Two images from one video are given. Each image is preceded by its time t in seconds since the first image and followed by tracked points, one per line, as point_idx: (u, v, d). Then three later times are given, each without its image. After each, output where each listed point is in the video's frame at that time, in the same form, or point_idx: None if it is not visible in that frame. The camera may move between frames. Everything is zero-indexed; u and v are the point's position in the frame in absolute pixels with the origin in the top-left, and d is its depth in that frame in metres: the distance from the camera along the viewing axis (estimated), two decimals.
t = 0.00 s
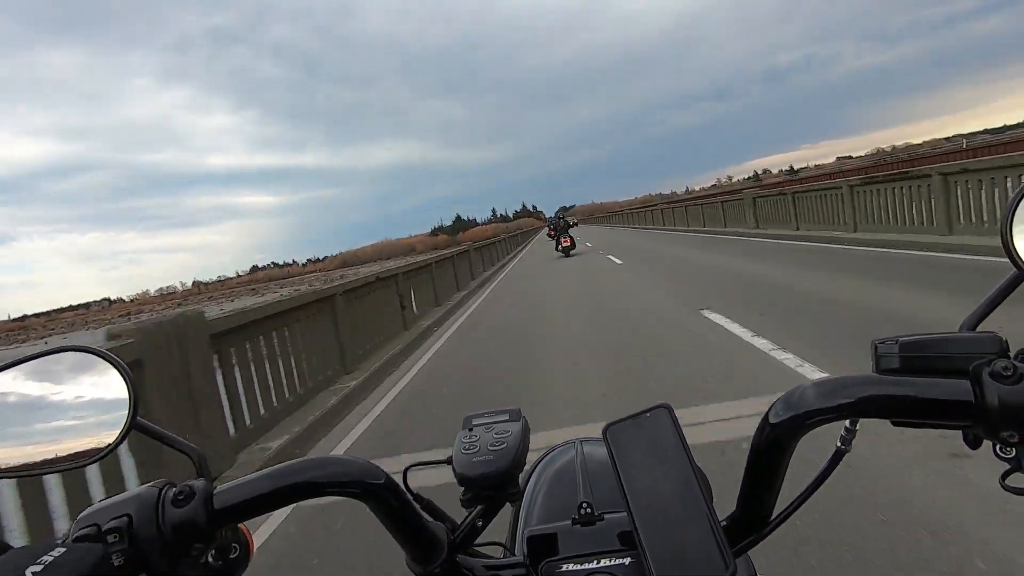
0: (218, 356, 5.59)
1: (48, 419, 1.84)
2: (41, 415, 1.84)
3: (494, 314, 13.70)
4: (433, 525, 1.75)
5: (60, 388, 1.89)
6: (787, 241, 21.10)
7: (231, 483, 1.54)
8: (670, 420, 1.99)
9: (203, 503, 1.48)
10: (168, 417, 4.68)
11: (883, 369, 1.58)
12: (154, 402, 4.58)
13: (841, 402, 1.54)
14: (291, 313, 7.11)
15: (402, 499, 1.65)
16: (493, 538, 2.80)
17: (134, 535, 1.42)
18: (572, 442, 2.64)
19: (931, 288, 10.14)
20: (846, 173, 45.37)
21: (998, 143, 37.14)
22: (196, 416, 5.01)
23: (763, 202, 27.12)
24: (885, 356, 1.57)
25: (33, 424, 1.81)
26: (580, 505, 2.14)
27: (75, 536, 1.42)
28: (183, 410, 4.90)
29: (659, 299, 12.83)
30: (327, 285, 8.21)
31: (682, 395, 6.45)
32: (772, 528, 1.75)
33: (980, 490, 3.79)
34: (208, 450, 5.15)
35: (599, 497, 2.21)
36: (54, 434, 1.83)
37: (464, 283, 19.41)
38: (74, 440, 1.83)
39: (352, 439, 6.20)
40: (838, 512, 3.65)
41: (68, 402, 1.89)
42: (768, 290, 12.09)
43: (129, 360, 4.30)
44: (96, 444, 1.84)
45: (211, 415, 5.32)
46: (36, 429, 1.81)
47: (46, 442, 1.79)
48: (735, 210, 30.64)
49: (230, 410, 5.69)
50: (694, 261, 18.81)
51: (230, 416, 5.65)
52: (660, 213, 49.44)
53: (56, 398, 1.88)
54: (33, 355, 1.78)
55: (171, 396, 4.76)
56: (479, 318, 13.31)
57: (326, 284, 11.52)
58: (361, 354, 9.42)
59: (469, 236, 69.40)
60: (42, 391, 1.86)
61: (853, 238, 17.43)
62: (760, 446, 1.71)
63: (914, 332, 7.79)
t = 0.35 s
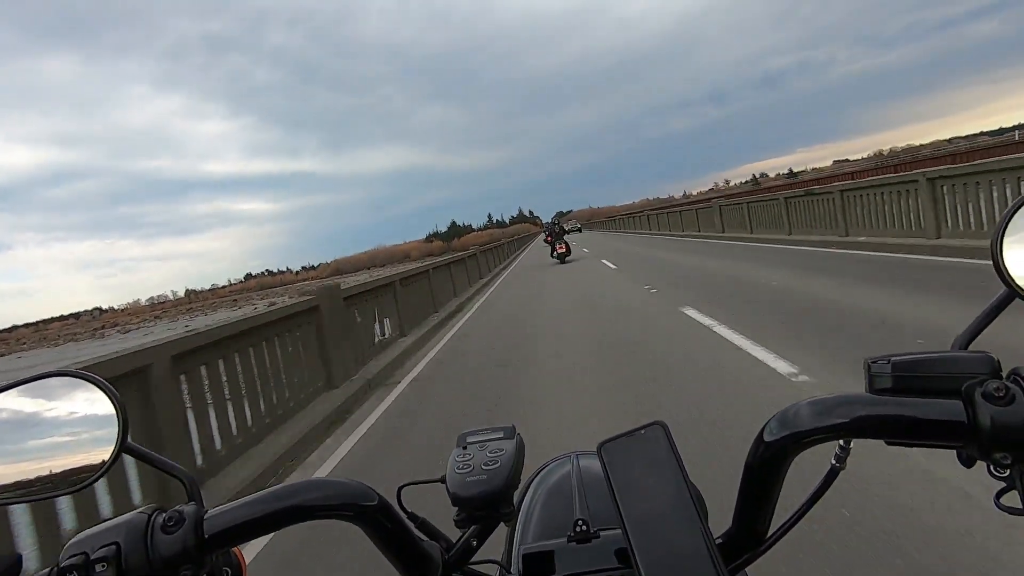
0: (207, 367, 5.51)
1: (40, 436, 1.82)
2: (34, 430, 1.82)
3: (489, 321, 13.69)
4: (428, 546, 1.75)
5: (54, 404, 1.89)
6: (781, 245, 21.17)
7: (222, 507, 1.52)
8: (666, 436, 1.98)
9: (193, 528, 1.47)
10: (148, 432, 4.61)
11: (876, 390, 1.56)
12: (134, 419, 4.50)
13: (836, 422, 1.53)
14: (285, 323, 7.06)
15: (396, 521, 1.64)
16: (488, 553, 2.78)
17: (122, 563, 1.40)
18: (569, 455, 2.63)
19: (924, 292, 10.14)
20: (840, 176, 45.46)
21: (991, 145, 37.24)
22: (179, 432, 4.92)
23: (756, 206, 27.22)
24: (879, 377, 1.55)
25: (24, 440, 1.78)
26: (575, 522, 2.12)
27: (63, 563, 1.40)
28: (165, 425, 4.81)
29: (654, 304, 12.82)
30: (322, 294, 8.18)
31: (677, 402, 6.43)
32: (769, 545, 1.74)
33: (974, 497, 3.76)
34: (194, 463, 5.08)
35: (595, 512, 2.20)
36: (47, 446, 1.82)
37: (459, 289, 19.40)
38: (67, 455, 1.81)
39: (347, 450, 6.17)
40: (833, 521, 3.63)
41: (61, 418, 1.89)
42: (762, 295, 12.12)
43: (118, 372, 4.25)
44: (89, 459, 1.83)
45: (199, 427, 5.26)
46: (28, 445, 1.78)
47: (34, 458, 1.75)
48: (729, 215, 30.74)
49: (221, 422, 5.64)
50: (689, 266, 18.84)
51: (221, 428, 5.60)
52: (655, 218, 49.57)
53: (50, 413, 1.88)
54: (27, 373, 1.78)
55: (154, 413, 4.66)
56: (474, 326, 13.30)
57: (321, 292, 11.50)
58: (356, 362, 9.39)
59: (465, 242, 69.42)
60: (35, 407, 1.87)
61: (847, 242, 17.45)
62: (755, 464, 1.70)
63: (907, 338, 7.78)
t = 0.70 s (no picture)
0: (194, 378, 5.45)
1: (29, 459, 1.80)
2: (24, 453, 1.81)
3: (486, 326, 13.64)
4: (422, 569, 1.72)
5: (43, 426, 1.88)
6: (777, 249, 21.23)
7: (210, 537, 1.50)
8: (665, 452, 1.96)
9: (180, 559, 1.45)
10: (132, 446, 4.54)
11: (877, 405, 1.52)
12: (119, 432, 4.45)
13: (837, 438, 1.51)
14: (277, 330, 7.01)
15: (390, 546, 1.61)
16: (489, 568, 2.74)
17: None
18: (568, 469, 2.60)
19: (921, 295, 10.12)
20: (837, 178, 45.48)
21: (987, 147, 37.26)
22: (167, 444, 4.86)
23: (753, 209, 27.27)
24: (879, 391, 1.52)
25: (12, 465, 1.77)
26: (574, 540, 2.09)
27: None
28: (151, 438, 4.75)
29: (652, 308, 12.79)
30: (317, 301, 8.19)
31: (675, 408, 6.41)
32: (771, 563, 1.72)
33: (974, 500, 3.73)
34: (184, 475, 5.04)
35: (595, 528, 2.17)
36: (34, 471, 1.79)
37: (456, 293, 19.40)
38: (56, 479, 1.78)
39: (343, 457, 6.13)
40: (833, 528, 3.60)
41: (50, 441, 1.86)
42: (758, 298, 12.13)
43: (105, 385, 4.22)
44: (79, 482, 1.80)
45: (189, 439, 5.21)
46: (16, 470, 1.76)
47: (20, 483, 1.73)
48: (726, 217, 30.77)
49: (209, 433, 5.58)
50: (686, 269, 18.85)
51: (210, 438, 5.55)
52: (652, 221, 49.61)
53: (39, 436, 1.86)
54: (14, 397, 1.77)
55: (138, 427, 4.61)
56: (471, 330, 13.29)
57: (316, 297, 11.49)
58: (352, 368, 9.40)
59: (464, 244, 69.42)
60: (25, 429, 1.86)
61: (844, 245, 17.44)
62: (756, 481, 1.67)
63: (905, 342, 7.76)
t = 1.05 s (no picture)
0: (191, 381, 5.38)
1: (16, 461, 1.78)
2: (12, 454, 1.79)
3: (484, 332, 13.60)
4: (419, 570, 1.70)
5: (29, 429, 1.87)
6: (774, 255, 21.30)
7: (204, 539, 1.48)
8: (663, 451, 1.95)
9: (173, 562, 1.42)
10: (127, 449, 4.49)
11: (876, 401, 1.52)
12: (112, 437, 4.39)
13: (837, 435, 1.50)
14: (275, 333, 6.96)
15: (387, 547, 1.60)
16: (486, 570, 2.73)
17: None
18: (566, 470, 2.59)
19: (916, 303, 10.15)
20: (832, 187, 45.69)
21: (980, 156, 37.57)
22: (161, 449, 4.81)
23: (749, 216, 27.37)
24: (878, 386, 1.52)
25: None
26: (572, 541, 2.08)
27: None
28: (144, 442, 4.69)
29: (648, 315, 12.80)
30: (317, 304, 8.18)
31: (673, 414, 6.41)
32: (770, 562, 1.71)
33: (968, 506, 3.74)
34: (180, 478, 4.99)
35: (593, 529, 2.16)
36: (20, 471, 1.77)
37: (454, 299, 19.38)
38: (42, 480, 1.75)
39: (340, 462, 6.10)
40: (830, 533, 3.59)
41: (37, 443, 1.85)
42: (756, 305, 12.16)
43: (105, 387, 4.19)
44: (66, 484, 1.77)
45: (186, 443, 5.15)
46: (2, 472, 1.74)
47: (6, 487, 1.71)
48: (723, 225, 30.85)
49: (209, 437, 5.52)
50: (684, 276, 18.87)
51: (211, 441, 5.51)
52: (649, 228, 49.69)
53: (26, 438, 1.85)
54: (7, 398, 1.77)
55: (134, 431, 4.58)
56: (468, 336, 13.27)
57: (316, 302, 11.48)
58: (351, 372, 9.39)
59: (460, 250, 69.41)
60: (10, 432, 1.84)
61: (838, 253, 17.51)
62: (755, 480, 1.66)
63: (899, 350, 7.78)
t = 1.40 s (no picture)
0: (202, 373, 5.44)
1: (24, 438, 1.87)
2: (20, 432, 1.88)
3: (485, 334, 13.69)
4: (420, 546, 1.79)
5: (36, 407, 1.96)
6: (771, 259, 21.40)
7: (222, 506, 1.57)
8: (655, 438, 2.03)
9: (194, 527, 1.52)
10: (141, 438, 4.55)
11: (855, 390, 1.63)
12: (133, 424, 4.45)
13: (816, 420, 1.58)
14: (285, 329, 7.02)
15: (392, 520, 1.69)
16: (481, 553, 2.82)
17: (126, 562, 1.45)
18: (560, 459, 2.68)
19: (910, 308, 10.26)
20: (831, 192, 45.88)
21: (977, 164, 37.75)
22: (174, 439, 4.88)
23: (749, 220, 27.46)
24: (858, 377, 1.62)
25: (8, 444, 1.84)
26: (567, 523, 2.17)
27: (67, 559, 1.43)
28: (158, 432, 4.74)
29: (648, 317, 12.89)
30: (325, 300, 8.27)
31: (669, 415, 6.50)
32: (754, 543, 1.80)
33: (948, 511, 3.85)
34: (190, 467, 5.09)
35: (587, 514, 2.25)
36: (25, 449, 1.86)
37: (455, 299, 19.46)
38: (48, 458, 1.84)
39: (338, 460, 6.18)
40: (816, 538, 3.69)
41: (45, 421, 1.94)
42: (753, 309, 12.25)
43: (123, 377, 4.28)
44: (69, 461, 1.87)
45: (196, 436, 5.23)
46: (9, 449, 1.83)
47: (15, 463, 1.81)
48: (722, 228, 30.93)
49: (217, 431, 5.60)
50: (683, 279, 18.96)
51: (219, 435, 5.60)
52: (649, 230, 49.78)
53: (33, 416, 1.93)
54: (25, 377, 1.86)
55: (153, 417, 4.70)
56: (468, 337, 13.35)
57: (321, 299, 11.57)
58: (356, 368, 9.48)
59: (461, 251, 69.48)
60: (19, 410, 1.93)
61: (833, 257, 17.64)
62: (741, 466, 1.75)
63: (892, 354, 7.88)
